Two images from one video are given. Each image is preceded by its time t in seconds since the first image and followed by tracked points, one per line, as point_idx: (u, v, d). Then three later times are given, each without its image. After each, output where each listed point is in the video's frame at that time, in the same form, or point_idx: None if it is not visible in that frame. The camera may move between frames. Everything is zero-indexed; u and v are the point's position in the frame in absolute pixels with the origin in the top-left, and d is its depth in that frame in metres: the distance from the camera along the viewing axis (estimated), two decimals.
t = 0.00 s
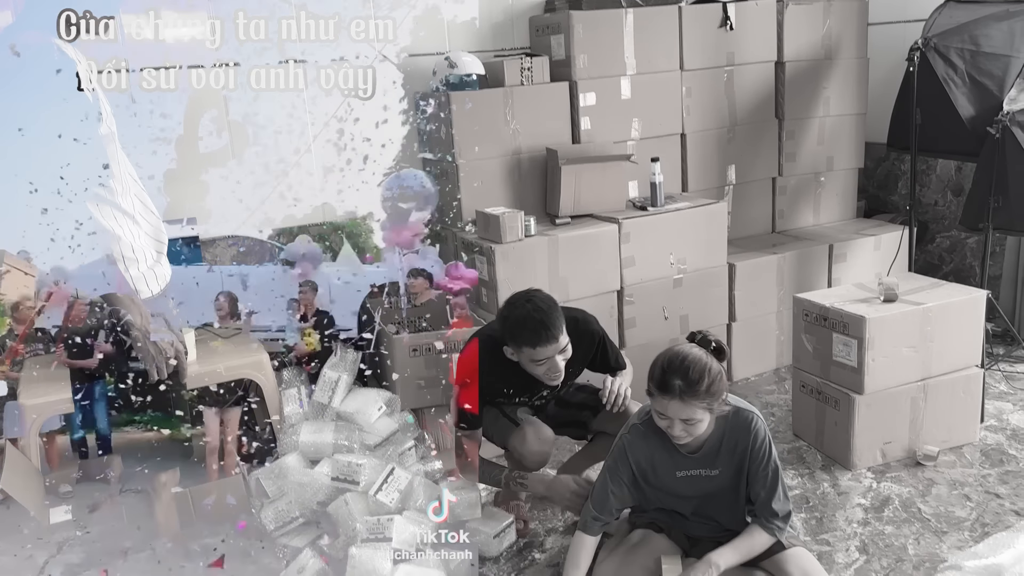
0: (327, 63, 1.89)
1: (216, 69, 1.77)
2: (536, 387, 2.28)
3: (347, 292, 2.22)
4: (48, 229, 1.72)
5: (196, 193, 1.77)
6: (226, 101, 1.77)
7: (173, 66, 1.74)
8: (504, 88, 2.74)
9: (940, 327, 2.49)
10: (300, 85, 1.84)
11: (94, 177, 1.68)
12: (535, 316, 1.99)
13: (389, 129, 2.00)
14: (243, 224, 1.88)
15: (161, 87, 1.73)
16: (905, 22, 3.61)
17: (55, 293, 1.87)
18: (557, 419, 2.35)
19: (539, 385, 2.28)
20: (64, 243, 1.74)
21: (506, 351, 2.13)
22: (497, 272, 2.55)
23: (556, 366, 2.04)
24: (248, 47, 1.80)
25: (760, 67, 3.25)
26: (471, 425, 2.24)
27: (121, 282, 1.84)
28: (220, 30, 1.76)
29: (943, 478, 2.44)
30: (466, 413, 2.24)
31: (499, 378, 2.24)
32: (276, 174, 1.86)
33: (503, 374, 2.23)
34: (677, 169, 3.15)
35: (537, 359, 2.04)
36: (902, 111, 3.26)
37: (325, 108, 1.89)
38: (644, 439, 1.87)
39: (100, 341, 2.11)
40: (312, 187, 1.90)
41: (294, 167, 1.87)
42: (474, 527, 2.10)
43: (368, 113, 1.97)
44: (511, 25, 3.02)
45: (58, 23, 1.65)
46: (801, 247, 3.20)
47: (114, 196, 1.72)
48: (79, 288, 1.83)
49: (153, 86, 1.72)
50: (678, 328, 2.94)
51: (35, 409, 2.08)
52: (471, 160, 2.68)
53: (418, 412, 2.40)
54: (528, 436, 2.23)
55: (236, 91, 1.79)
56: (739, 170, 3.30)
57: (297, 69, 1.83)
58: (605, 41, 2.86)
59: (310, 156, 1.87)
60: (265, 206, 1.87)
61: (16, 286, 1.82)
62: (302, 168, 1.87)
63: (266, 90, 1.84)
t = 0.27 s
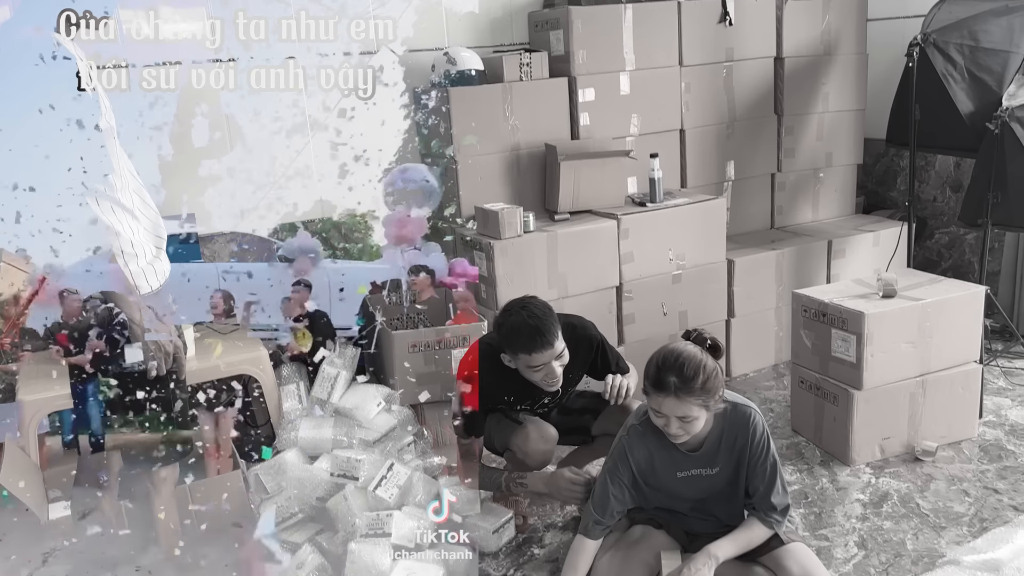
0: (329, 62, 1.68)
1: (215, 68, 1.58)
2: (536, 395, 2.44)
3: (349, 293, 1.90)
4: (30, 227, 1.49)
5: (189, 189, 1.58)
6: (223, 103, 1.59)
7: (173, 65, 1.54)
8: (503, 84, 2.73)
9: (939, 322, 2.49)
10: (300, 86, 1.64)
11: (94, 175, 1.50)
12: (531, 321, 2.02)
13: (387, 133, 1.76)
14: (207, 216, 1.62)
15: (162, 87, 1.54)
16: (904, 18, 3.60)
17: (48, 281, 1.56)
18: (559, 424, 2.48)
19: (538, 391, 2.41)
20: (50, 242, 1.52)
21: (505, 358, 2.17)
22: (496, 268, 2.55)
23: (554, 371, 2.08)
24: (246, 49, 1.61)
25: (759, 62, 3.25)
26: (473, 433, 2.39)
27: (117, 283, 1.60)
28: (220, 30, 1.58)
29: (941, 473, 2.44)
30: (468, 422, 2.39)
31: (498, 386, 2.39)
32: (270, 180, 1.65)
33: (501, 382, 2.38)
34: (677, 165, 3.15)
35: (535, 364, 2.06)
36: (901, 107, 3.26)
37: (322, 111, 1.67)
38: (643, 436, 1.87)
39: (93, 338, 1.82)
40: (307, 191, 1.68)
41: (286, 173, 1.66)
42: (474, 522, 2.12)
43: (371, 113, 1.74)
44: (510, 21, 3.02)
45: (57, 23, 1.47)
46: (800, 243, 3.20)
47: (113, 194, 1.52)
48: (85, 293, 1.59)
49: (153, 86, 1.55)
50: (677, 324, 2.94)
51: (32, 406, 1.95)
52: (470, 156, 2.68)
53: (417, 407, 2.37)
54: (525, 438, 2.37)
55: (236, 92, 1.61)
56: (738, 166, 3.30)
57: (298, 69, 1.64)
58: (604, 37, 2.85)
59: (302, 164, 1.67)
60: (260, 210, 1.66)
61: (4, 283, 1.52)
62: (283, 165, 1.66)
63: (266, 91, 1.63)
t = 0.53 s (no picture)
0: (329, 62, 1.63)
1: (216, 68, 1.57)
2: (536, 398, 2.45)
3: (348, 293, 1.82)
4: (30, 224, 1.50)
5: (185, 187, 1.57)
6: (222, 103, 1.58)
7: (173, 65, 1.53)
8: (502, 80, 2.73)
9: (937, 319, 2.49)
10: (300, 87, 1.62)
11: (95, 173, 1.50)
12: (527, 326, 2.03)
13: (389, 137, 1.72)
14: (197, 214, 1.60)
15: (163, 87, 1.54)
16: (903, 14, 3.60)
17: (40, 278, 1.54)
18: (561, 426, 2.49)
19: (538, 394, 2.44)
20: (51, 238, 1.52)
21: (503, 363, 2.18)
22: (494, 265, 2.55)
23: (550, 375, 2.09)
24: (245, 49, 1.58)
25: (758, 59, 3.25)
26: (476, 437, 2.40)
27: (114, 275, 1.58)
28: (219, 30, 1.56)
29: (940, 469, 2.44)
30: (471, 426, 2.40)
31: (498, 390, 2.42)
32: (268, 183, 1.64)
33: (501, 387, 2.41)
34: (676, 162, 3.15)
35: (530, 368, 2.07)
36: (900, 103, 3.26)
37: (322, 111, 1.64)
38: (641, 433, 1.87)
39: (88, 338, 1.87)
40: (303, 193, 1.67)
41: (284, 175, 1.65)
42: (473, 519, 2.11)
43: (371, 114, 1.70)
44: (509, 17, 3.02)
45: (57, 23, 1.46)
46: (800, 239, 3.21)
47: (112, 189, 1.53)
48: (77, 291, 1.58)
49: (154, 87, 1.54)
50: (676, 321, 2.94)
51: (31, 403, 1.87)
52: (469, 153, 2.68)
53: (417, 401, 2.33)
54: (526, 439, 2.37)
55: (236, 92, 1.60)
56: (736, 163, 3.29)
57: (298, 70, 1.62)
58: (603, 33, 2.85)
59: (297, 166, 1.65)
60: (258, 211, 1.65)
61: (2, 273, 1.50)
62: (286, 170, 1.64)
63: (266, 91, 1.61)
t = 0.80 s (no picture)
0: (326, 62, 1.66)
1: (216, 68, 1.57)
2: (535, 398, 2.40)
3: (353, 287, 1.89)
4: (27, 223, 1.48)
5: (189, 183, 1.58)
6: (225, 104, 1.58)
7: (172, 65, 1.52)
8: (502, 77, 2.73)
9: (937, 315, 2.49)
10: (301, 86, 1.63)
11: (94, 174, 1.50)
12: (523, 329, 2.04)
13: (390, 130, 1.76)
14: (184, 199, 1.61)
15: (162, 88, 1.53)
16: (903, 11, 3.60)
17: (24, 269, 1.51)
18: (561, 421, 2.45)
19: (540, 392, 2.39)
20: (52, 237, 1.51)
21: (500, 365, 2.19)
22: (494, 262, 2.55)
23: (547, 377, 2.09)
24: (246, 50, 1.59)
25: (758, 56, 3.25)
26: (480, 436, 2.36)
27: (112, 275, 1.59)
28: (220, 30, 1.57)
29: (939, 466, 2.44)
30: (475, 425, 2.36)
31: (495, 389, 2.37)
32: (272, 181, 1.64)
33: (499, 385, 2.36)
34: (675, 159, 3.15)
35: (527, 370, 2.08)
36: (900, 99, 3.25)
37: (322, 111, 1.65)
38: (641, 430, 1.87)
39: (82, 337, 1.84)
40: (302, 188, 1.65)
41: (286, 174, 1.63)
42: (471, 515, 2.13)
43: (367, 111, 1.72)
44: (509, 14, 3.01)
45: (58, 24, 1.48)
46: (799, 236, 3.21)
47: (112, 186, 1.52)
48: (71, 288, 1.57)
49: (153, 87, 1.52)
50: (676, 318, 2.94)
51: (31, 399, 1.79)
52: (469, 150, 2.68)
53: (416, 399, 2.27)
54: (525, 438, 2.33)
55: (236, 92, 1.59)
56: (736, 160, 3.29)
57: (298, 70, 1.62)
58: (603, 30, 2.85)
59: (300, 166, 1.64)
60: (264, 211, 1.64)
61: None
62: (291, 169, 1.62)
63: (266, 93, 1.60)
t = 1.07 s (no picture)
0: (328, 63, 1.56)
1: (214, 67, 1.49)
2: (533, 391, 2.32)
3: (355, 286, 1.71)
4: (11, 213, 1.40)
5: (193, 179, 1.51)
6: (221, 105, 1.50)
7: (172, 64, 1.47)
8: (501, 74, 2.73)
9: (936, 312, 2.49)
10: (297, 87, 1.55)
11: (85, 165, 1.45)
12: (522, 331, 2.07)
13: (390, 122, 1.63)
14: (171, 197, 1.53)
15: (162, 87, 1.48)
16: (902, 7, 3.60)
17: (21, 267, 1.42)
18: (560, 414, 2.40)
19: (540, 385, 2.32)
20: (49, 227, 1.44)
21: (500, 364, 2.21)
22: (494, 260, 2.54)
23: (546, 377, 2.14)
24: (247, 51, 1.51)
25: (757, 53, 3.25)
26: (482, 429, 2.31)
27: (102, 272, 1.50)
28: (220, 30, 1.50)
29: (938, 463, 2.45)
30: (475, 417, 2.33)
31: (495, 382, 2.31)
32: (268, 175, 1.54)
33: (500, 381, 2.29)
34: (675, 156, 3.15)
35: (526, 371, 2.13)
36: (899, 95, 3.26)
37: (320, 110, 1.57)
38: (640, 424, 1.87)
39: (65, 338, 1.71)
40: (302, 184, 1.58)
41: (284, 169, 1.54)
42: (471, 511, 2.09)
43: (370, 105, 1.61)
44: (508, 11, 3.00)
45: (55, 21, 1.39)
46: (798, 234, 3.21)
47: (113, 183, 1.47)
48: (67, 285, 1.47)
49: (153, 87, 1.47)
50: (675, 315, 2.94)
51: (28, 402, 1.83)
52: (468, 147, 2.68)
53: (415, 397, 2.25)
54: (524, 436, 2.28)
55: (236, 91, 1.51)
56: (735, 157, 3.29)
57: (298, 70, 1.54)
58: (602, 27, 2.84)
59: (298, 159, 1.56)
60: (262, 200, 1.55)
61: None
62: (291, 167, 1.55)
63: (264, 92, 1.52)
